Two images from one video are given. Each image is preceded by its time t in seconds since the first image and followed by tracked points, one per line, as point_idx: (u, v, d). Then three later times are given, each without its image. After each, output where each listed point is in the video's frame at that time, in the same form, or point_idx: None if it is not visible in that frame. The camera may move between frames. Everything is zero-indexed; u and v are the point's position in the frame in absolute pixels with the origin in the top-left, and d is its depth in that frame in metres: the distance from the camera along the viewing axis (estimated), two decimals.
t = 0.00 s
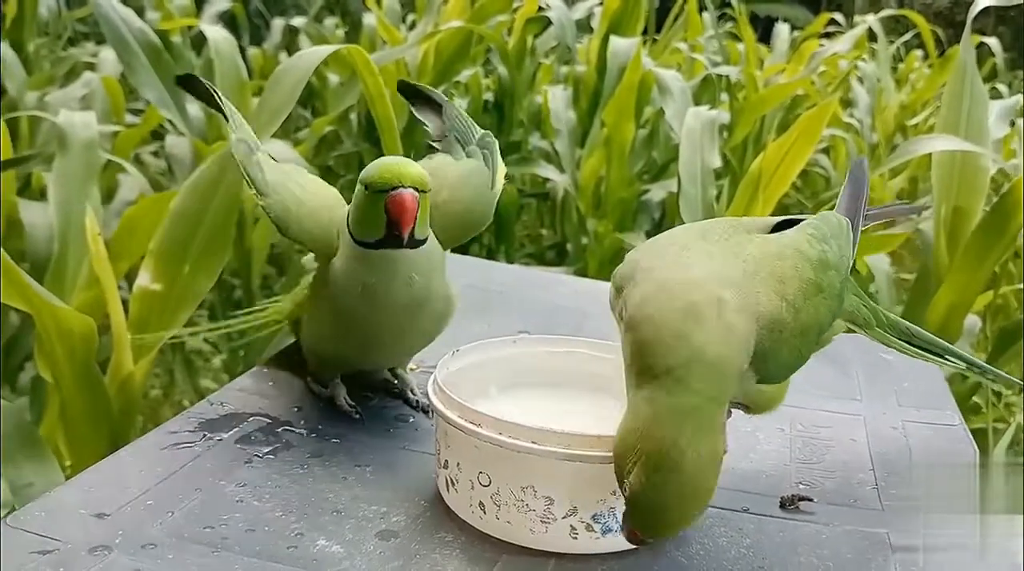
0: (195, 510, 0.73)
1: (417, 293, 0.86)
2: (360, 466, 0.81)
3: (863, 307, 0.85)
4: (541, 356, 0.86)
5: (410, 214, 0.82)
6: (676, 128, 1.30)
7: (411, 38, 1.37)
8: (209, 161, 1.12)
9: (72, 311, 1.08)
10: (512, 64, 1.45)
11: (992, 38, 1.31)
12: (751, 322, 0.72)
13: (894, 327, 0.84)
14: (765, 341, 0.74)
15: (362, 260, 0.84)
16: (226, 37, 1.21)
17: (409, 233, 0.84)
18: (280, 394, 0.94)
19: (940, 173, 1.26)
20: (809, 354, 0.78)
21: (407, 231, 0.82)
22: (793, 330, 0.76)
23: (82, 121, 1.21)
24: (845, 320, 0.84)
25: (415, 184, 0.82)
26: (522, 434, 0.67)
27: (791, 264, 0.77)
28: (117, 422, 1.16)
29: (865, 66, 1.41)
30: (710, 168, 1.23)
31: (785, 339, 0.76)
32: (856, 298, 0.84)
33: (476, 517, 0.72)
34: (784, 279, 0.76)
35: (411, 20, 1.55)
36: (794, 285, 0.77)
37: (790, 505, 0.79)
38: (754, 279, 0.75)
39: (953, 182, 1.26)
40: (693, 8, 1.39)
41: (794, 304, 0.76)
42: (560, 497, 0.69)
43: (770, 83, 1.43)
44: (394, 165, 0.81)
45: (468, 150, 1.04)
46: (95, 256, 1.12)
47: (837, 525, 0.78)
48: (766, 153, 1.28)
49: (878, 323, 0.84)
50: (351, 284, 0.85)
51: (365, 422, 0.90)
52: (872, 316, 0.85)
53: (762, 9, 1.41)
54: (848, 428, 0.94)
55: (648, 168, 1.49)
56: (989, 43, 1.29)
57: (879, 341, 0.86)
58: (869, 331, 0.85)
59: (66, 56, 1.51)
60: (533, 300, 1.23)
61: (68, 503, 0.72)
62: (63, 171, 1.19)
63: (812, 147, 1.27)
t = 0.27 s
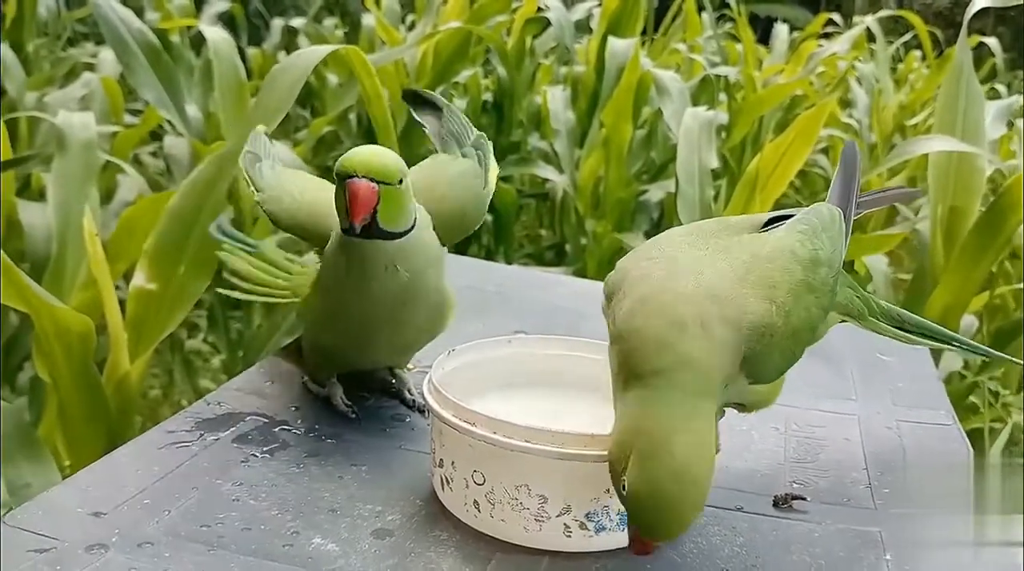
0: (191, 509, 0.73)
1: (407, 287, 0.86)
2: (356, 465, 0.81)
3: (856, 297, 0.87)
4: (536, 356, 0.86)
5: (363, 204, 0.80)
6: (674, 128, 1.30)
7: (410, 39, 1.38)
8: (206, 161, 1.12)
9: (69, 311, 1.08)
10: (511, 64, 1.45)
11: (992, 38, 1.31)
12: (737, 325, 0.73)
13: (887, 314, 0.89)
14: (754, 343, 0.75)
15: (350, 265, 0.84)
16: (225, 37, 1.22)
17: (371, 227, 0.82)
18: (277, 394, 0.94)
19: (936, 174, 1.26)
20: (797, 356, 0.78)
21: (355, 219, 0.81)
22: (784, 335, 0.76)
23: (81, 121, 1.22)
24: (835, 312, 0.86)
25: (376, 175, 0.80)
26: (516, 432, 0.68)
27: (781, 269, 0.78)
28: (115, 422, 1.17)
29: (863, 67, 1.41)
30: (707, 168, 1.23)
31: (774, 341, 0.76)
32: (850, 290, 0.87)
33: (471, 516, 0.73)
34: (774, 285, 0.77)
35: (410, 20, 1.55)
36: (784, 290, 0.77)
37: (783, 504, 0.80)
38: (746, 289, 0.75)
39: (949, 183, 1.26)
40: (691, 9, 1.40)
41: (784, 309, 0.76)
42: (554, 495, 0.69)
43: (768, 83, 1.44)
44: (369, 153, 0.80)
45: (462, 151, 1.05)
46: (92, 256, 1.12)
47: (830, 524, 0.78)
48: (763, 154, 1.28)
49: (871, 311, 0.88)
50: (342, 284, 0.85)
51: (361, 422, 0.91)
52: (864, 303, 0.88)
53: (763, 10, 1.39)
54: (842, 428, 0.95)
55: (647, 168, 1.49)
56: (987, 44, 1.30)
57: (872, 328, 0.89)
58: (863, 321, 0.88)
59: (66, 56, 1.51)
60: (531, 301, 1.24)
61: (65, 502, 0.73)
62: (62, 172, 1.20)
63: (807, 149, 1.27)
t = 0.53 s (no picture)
0: (189, 505, 0.73)
1: (396, 267, 0.86)
2: (353, 462, 0.81)
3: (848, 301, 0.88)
4: (534, 353, 0.87)
5: (357, 188, 0.81)
6: (672, 127, 1.30)
7: (408, 38, 1.38)
8: (204, 161, 1.12)
9: (68, 310, 1.08)
10: (509, 63, 1.45)
11: (989, 37, 1.31)
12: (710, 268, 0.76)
13: (874, 316, 0.89)
14: (729, 304, 0.77)
15: (335, 247, 0.85)
16: (223, 36, 1.20)
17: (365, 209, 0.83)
18: (274, 391, 0.95)
19: (933, 174, 1.26)
20: (776, 326, 0.79)
21: (353, 206, 0.82)
22: (759, 299, 0.78)
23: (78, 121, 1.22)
24: (827, 310, 0.86)
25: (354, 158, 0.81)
26: (512, 429, 0.68)
27: (759, 240, 0.79)
28: (113, 420, 1.17)
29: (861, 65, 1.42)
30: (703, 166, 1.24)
31: (751, 308, 0.77)
32: (840, 293, 0.87)
33: (467, 511, 0.73)
34: (752, 252, 0.78)
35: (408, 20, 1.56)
36: (762, 258, 0.79)
37: (779, 499, 0.80)
38: (722, 252, 0.77)
39: (946, 182, 1.26)
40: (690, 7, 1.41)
41: (759, 274, 0.78)
42: (550, 491, 0.69)
43: (766, 82, 1.43)
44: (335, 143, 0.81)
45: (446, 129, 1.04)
46: (91, 255, 1.12)
47: (826, 519, 0.78)
48: (761, 152, 1.28)
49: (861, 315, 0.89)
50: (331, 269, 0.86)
51: (358, 419, 0.91)
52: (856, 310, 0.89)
53: (761, 10, 1.41)
54: (838, 424, 0.95)
55: (645, 167, 1.50)
56: (985, 42, 1.30)
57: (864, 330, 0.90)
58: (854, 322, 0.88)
59: (64, 56, 1.51)
60: (528, 299, 1.24)
61: (62, 499, 0.73)
62: (60, 171, 1.20)
63: (805, 147, 1.27)
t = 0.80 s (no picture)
0: (188, 506, 0.73)
1: (394, 264, 0.87)
2: (352, 463, 0.81)
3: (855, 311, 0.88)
4: (534, 353, 0.87)
5: (392, 178, 0.83)
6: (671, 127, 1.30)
7: (407, 37, 1.38)
8: (202, 162, 1.12)
9: (66, 310, 1.08)
10: (508, 63, 1.45)
11: (988, 35, 1.33)
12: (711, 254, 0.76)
13: (879, 328, 0.89)
14: (731, 297, 0.76)
15: (340, 242, 0.85)
16: (223, 37, 1.21)
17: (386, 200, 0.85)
18: (273, 391, 0.95)
19: (931, 170, 1.26)
20: (778, 325, 0.78)
21: (388, 197, 0.83)
22: (761, 298, 0.78)
23: (77, 121, 1.22)
24: (833, 319, 0.86)
25: (384, 148, 0.82)
26: (511, 429, 0.68)
27: (766, 242, 0.80)
28: (112, 421, 1.16)
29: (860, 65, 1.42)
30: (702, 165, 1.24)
31: (753, 305, 0.77)
32: (845, 301, 0.87)
33: (466, 512, 0.73)
34: (759, 251, 0.79)
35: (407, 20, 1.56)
36: (767, 259, 0.79)
37: (779, 499, 0.80)
38: (727, 249, 0.78)
39: (946, 180, 1.26)
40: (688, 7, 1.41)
41: (764, 273, 0.78)
42: (549, 492, 0.69)
43: (765, 81, 1.41)
44: (357, 134, 0.82)
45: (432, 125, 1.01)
46: (89, 255, 1.12)
47: (825, 519, 0.78)
48: (761, 151, 1.28)
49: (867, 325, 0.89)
50: (331, 262, 0.86)
51: (357, 419, 0.91)
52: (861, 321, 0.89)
53: (760, 8, 1.43)
54: (837, 424, 0.95)
55: (644, 167, 1.50)
56: (984, 42, 1.30)
57: (868, 342, 0.90)
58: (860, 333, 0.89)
59: (63, 56, 1.51)
60: (527, 298, 1.24)
61: (61, 500, 0.73)
62: (58, 172, 1.20)
63: (806, 143, 1.27)
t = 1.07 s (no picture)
0: (187, 505, 0.73)
1: (384, 255, 0.86)
2: (352, 461, 0.81)
3: (854, 311, 0.88)
4: (533, 351, 0.87)
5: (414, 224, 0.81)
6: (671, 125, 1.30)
7: (406, 36, 1.37)
8: (201, 162, 1.10)
9: (66, 309, 1.08)
10: (508, 61, 1.45)
11: (987, 34, 1.32)
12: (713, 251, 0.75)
13: (879, 327, 0.90)
14: (733, 295, 0.76)
15: (337, 240, 0.84)
16: (221, 36, 1.21)
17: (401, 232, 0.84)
18: (273, 389, 0.94)
19: (931, 168, 1.26)
20: (778, 324, 0.78)
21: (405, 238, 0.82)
22: (764, 297, 0.78)
23: (77, 120, 1.21)
24: (833, 318, 0.86)
25: (415, 195, 0.80)
26: (511, 427, 0.68)
27: (769, 241, 0.80)
28: (111, 420, 1.16)
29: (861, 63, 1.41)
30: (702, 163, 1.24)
31: (754, 303, 0.77)
32: (845, 301, 0.87)
33: (466, 510, 0.73)
34: (762, 251, 0.78)
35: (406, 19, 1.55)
36: (771, 258, 0.79)
37: (779, 497, 0.80)
38: (730, 247, 0.77)
39: (946, 178, 1.26)
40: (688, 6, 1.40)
41: (766, 273, 0.78)
42: (549, 490, 0.69)
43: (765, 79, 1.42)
44: (396, 171, 0.79)
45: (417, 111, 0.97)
46: (89, 254, 1.12)
47: (826, 517, 0.78)
48: (761, 150, 1.28)
49: (866, 324, 0.89)
50: (321, 250, 0.85)
51: (357, 418, 0.91)
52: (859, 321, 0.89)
53: (761, 7, 1.40)
54: (837, 422, 0.95)
55: (643, 166, 1.49)
56: (985, 40, 1.29)
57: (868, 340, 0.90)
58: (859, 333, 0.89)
59: (62, 56, 1.51)
60: (527, 297, 1.24)
61: (60, 498, 0.73)
62: (58, 171, 1.19)
63: (806, 141, 1.27)
